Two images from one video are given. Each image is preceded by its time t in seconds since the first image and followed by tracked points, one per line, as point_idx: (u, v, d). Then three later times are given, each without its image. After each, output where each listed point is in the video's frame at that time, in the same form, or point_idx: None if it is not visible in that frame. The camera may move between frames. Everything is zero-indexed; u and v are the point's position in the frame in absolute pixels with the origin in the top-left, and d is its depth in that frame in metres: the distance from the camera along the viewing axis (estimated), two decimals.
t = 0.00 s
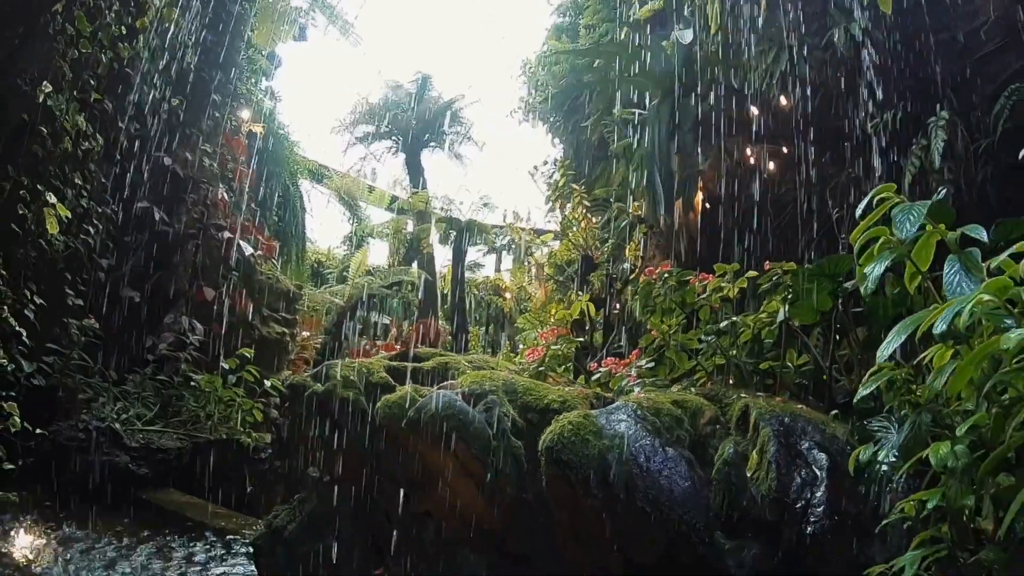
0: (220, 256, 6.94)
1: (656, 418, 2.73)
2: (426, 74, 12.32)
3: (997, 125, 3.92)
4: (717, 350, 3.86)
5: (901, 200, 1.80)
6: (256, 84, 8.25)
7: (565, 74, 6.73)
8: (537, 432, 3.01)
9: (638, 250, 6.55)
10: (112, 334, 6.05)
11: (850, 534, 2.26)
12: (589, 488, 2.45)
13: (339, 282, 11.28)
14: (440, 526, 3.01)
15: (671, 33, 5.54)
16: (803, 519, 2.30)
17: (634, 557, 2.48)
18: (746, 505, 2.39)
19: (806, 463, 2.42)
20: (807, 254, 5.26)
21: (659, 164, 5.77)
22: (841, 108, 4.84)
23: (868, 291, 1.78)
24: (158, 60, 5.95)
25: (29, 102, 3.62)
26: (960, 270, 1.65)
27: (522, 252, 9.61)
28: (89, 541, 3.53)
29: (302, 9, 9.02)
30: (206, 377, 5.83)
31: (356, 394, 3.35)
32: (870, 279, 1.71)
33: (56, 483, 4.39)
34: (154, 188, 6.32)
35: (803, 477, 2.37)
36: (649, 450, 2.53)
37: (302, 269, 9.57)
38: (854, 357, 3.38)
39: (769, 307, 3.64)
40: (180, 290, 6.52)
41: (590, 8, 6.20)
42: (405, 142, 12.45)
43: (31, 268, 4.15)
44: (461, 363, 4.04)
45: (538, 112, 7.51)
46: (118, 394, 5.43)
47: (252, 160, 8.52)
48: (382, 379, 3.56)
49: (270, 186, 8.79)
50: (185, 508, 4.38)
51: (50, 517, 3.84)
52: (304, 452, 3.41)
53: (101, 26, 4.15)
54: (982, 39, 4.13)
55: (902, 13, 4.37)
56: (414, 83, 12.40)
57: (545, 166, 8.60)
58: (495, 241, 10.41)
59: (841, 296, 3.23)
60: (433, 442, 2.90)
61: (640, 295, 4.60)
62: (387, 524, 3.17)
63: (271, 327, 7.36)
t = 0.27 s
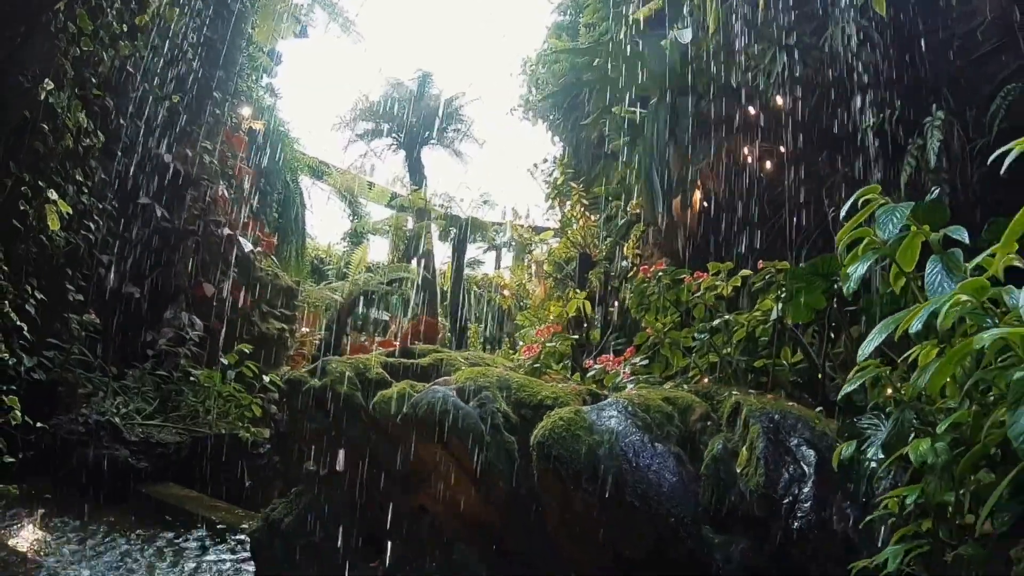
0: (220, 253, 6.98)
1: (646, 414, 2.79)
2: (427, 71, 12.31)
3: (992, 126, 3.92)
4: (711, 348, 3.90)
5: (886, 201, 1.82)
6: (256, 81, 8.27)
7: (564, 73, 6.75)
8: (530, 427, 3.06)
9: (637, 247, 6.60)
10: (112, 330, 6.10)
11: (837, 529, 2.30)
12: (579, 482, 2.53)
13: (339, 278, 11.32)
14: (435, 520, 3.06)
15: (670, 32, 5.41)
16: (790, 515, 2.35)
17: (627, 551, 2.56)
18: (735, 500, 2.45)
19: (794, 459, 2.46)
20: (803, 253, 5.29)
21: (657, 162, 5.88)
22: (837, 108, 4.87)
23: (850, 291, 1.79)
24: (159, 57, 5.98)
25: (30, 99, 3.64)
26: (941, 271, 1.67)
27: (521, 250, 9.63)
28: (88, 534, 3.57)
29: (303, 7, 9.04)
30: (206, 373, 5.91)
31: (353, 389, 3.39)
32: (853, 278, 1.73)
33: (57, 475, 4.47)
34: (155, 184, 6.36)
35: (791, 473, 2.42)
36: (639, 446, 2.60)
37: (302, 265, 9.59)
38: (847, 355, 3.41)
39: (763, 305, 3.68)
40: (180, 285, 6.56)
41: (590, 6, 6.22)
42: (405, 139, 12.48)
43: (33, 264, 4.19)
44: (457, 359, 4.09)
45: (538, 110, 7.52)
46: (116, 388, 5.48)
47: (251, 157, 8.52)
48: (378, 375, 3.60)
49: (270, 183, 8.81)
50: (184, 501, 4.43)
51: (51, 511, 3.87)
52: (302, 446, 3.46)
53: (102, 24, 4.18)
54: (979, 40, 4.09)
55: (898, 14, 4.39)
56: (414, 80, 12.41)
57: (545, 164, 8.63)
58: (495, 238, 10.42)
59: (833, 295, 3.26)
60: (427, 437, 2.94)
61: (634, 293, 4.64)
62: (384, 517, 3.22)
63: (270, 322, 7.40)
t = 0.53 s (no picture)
0: (219, 249, 7.02)
1: (637, 412, 2.85)
2: (427, 69, 12.37)
3: (989, 126, 3.92)
4: (704, 346, 3.94)
5: (870, 204, 1.85)
6: (257, 78, 8.29)
7: (564, 72, 6.77)
8: (523, 423, 3.10)
9: (634, 245, 6.65)
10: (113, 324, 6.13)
11: (824, 525, 2.32)
12: (570, 477, 2.59)
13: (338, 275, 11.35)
14: (429, 514, 3.10)
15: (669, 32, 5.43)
16: (777, 511, 2.39)
17: (619, 548, 2.57)
18: (724, 497, 2.49)
19: (784, 456, 2.50)
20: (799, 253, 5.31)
21: (655, 160, 5.95)
22: (833, 109, 4.90)
23: (834, 291, 1.82)
24: (161, 53, 6.01)
25: (30, 95, 3.68)
26: (925, 271, 1.68)
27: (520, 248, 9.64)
28: (86, 527, 3.60)
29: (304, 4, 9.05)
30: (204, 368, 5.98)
31: (349, 384, 3.44)
32: (837, 280, 1.74)
33: (56, 470, 4.49)
34: (155, 180, 6.40)
35: (780, 470, 2.46)
36: (628, 441, 2.65)
37: (301, 262, 9.59)
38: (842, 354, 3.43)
39: (757, 304, 3.71)
40: (179, 281, 6.61)
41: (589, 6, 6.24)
42: (405, 137, 12.49)
43: (34, 258, 4.23)
44: (452, 355, 4.13)
45: (537, 108, 7.55)
46: (116, 382, 5.52)
47: (250, 153, 8.53)
48: (373, 371, 3.64)
49: (270, 180, 8.82)
50: (182, 495, 4.46)
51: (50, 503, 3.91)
52: (298, 441, 3.51)
53: (102, 22, 4.21)
54: (976, 40, 4.10)
55: (894, 15, 4.41)
56: (414, 78, 12.44)
57: (543, 162, 8.64)
58: (494, 236, 10.42)
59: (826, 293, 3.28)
60: (420, 431, 2.98)
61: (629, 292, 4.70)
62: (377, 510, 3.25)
63: (268, 318, 7.45)
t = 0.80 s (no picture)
0: (217, 244, 7.05)
1: (626, 407, 2.90)
2: (427, 66, 12.32)
3: (981, 128, 3.95)
4: (697, 344, 3.97)
5: (853, 204, 1.88)
6: (257, 73, 8.29)
7: (563, 70, 6.80)
8: (514, 418, 3.14)
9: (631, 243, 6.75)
10: (111, 317, 6.18)
11: (809, 519, 2.35)
12: (558, 470, 2.67)
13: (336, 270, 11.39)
14: (421, 507, 3.15)
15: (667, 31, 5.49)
16: (763, 505, 2.42)
17: (607, 541, 2.63)
18: (710, 491, 2.54)
19: (770, 452, 2.54)
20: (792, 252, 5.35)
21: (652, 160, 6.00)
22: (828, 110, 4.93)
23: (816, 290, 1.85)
24: (161, 48, 6.03)
25: (32, 89, 3.73)
26: (904, 271, 1.70)
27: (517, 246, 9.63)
28: (83, 517, 3.65)
29: None
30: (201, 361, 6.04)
31: (343, 378, 3.49)
32: (817, 279, 1.78)
33: (54, 461, 4.51)
34: (154, 174, 6.43)
35: (766, 465, 2.50)
36: (615, 436, 2.72)
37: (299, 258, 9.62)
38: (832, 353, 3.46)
39: (750, 302, 3.73)
40: (177, 276, 6.66)
41: (588, 5, 6.24)
42: (404, 133, 12.52)
43: (33, 251, 4.27)
44: (446, 350, 4.16)
45: (535, 106, 7.57)
46: (114, 374, 5.57)
47: (248, 148, 8.54)
48: (367, 365, 3.68)
49: (269, 175, 8.84)
50: (179, 488, 4.54)
51: (49, 494, 3.96)
52: (293, 434, 3.56)
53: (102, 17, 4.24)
54: (972, 42, 3.99)
55: (887, 17, 4.45)
56: (414, 74, 12.37)
57: (542, 160, 8.66)
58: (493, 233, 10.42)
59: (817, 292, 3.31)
60: (414, 424, 3.03)
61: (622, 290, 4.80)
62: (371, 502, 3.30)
63: (265, 313, 7.49)
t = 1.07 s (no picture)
0: (214, 237, 7.08)
1: (614, 400, 2.95)
2: (426, 61, 12.30)
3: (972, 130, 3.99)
4: (687, 341, 4.02)
5: (836, 203, 1.91)
6: (256, 67, 8.30)
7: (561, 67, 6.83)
8: (505, 410, 3.19)
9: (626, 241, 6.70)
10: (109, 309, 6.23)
11: (793, 514, 2.38)
12: (546, 461, 2.72)
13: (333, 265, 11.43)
14: (412, 498, 3.21)
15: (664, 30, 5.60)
16: (747, 499, 2.48)
17: (597, 533, 2.69)
18: (696, 484, 2.60)
19: (756, 447, 2.58)
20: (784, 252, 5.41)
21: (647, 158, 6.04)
22: (821, 111, 4.97)
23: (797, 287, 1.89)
24: (160, 42, 6.06)
25: (31, 82, 3.77)
26: (884, 269, 1.73)
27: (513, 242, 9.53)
28: (81, 505, 3.71)
29: None
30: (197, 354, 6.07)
31: (337, 369, 3.54)
32: (798, 275, 1.82)
33: (49, 451, 4.56)
34: (152, 168, 6.46)
35: (751, 460, 2.54)
36: (602, 428, 2.77)
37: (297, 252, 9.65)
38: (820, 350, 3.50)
39: (742, 299, 3.62)
40: (175, 268, 6.70)
41: (586, 3, 6.27)
42: (402, 128, 12.53)
43: (31, 243, 4.31)
44: (439, 344, 4.21)
45: (533, 103, 7.59)
46: (110, 366, 5.63)
47: (246, 142, 8.54)
48: (361, 357, 3.72)
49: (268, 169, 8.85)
50: (173, 478, 4.55)
51: (45, 483, 3.98)
52: (288, 425, 3.63)
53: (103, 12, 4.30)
54: (967, 46, 4.10)
55: (881, 18, 4.48)
56: (413, 70, 12.38)
57: (540, 157, 8.67)
58: (489, 230, 10.42)
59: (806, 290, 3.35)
60: (404, 415, 3.06)
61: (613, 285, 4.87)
62: (364, 492, 3.37)
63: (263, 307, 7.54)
